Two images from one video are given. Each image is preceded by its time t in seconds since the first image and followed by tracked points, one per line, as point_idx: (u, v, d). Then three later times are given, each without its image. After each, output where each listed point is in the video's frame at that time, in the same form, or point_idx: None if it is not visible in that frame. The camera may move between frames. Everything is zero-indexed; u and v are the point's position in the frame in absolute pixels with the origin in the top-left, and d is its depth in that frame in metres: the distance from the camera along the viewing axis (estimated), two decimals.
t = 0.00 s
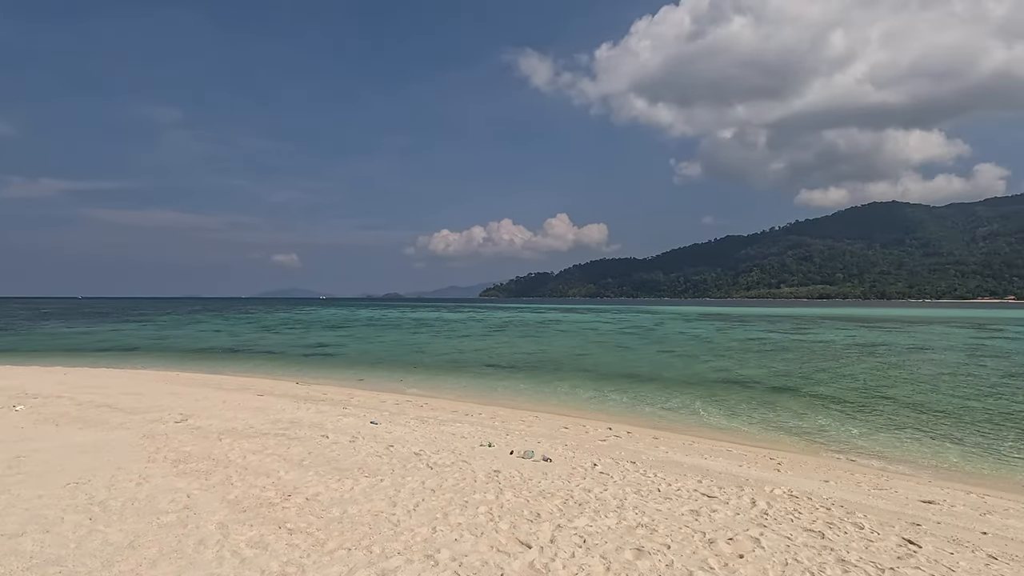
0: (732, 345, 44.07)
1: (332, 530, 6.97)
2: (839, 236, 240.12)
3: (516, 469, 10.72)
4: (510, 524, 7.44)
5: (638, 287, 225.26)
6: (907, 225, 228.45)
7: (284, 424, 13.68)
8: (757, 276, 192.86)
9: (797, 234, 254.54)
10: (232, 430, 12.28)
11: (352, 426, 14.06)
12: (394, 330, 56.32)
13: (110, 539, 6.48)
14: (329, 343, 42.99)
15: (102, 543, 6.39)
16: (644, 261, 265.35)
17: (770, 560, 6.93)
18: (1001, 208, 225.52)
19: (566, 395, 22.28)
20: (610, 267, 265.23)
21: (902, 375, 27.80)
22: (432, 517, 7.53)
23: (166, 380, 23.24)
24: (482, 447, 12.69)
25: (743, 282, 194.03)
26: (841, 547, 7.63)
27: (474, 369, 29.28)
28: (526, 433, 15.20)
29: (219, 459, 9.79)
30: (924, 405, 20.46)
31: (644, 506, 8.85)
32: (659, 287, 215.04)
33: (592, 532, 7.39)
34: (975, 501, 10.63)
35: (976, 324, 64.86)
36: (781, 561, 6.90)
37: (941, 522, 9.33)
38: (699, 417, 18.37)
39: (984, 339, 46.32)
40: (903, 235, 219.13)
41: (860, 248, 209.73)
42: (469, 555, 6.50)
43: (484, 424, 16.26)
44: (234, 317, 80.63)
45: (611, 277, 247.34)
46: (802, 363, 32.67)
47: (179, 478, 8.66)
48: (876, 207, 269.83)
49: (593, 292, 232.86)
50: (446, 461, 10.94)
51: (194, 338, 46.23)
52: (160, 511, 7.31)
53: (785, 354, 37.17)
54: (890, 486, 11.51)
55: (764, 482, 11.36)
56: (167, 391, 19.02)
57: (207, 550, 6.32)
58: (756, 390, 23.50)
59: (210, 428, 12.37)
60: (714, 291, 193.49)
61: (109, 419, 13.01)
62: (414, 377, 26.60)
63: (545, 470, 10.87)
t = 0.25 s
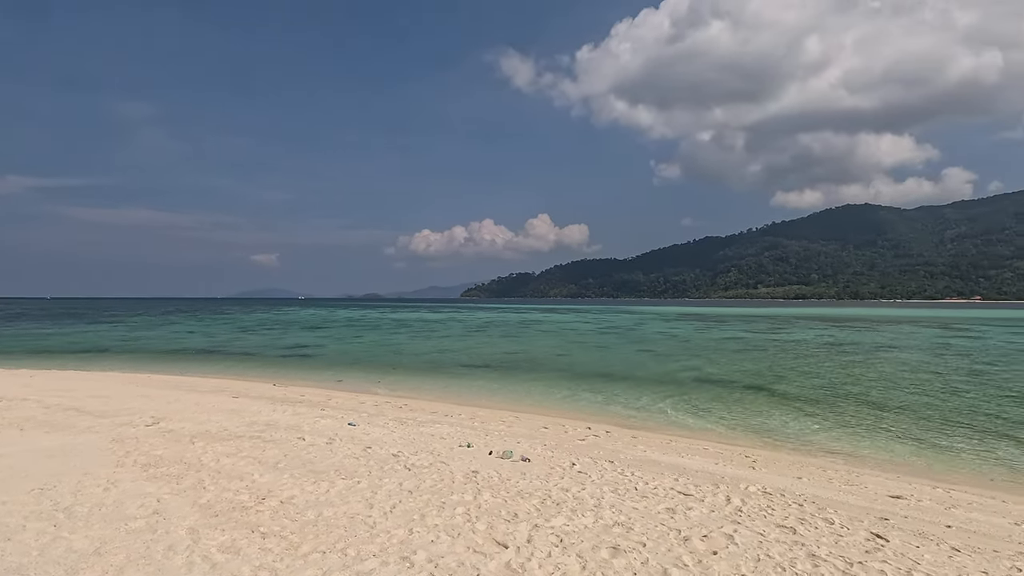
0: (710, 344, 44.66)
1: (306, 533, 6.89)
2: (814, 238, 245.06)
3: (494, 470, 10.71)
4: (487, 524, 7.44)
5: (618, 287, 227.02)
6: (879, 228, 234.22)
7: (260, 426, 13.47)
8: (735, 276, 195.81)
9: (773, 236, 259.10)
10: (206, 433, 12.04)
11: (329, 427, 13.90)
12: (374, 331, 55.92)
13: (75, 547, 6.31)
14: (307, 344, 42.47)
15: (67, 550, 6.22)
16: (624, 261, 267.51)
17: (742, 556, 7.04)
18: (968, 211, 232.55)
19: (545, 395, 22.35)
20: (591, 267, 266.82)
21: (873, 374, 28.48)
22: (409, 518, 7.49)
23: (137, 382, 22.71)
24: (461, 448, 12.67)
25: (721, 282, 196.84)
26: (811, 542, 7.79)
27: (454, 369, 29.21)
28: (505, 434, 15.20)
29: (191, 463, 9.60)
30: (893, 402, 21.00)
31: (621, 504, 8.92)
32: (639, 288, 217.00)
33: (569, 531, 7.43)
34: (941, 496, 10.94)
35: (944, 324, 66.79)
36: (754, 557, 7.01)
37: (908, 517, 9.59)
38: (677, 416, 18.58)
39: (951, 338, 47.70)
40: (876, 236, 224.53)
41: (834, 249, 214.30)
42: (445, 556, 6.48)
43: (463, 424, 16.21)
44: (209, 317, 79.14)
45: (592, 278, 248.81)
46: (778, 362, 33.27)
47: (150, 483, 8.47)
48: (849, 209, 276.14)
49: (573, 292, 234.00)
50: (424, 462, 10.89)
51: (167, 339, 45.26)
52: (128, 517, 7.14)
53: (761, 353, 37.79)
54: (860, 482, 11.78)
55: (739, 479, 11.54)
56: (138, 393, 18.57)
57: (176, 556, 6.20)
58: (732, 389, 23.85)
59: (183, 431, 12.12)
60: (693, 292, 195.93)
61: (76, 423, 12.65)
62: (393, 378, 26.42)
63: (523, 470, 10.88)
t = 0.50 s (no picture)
0: (688, 344, 45.22)
1: (280, 536, 6.81)
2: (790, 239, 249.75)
3: (472, 470, 10.69)
4: (464, 524, 7.43)
5: (599, 287, 228.51)
6: (852, 230, 239.72)
7: (235, 428, 13.26)
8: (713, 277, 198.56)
9: (750, 237, 263.34)
10: (178, 436, 11.81)
11: (306, 429, 13.74)
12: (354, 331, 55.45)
13: (38, 553, 6.14)
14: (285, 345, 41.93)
15: (30, 557, 6.06)
16: (605, 261, 269.36)
17: (716, 552, 7.16)
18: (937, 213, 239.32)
19: (525, 395, 22.40)
20: (572, 267, 268.13)
21: (845, 372, 29.12)
22: (385, 519, 7.45)
23: (109, 384, 22.17)
24: (440, 448, 12.63)
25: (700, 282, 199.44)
26: (783, 537, 7.95)
27: (434, 370, 29.12)
28: (484, 434, 15.20)
29: (162, 466, 9.41)
30: (863, 400, 21.53)
31: (597, 502, 8.99)
32: (620, 288, 218.73)
33: (545, 529, 7.47)
34: (908, 490, 11.27)
35: (914, 323, 68.64)
36: (726, 552, 7.14)
37: (876, 510, 9.85)
38: (655, 415, 18.78)
39: (920, 337, 49.11)
40: (849, 238, 229.68)
41: (809, 250, 218.66)
42: (420, 557, 6.46)
43: (442, 425, 16.16)
44: (183, 318, 77.56)
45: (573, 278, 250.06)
46: (754, 361, 33.84)
47: (118, 487, 8.28)
48: (824, 211, 282.04)
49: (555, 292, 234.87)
50: (402, 463, 10.83)
51: (140, 340, 44.23)
52: (95, 522, 6.97)
53: (738, 352, 38.37)
54: (831, 478, 12.07)
55: (714, 477, 11.72)
56: (108, 396, 18.14)
57: (144, 561, 6.07)
58: (709, 388, 24.20)
59: (154, 434, 11.86)
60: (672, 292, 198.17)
61: (42, 426, 12.29)
62: (372, 378, 26.22)
63: (501, 470, 10.89)
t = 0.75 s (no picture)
0: (666, 343, 45.76)
1: (252, 539, 6.71)
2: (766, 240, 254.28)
3: (450, 470, 10.67)
4: (440, 525, 7.41)
5: (579, 287, 229.80)
6: (825, 231, 244.98)
7: (208, 430, 13.01)
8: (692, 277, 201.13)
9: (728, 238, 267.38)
10: (148, 439, 11.54)
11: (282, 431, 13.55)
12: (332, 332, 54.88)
13: None
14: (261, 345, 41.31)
15: None
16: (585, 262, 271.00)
17: (689, 548, 7.27)
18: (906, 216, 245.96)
19: (505, 395, 22.44)
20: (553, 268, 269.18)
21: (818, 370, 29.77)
22: (360, 521, 7.39)
23: (77, 387, 21.57)
24: (418, 448, 12.58)
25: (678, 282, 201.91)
26: (754, 532, 8.10)
27: (414, 370, 28.98)
28: (463, 434, 15.17)
29: (131, 470, 9.18)
30: (836, 398, 22.03)
31: (574, 501, 9.05)
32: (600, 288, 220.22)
33: (521, 529, 7.49)
34: (876, 485, 11.58)
35: (884, 323, 70.43)
36: (699, 548, 7.25)
37: (845, 505, 10.09)
38: (633, 414, 18.94)
39: (890, 336, 50.51)
40: (823, 239, 234.75)
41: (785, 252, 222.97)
42: (396, 557, 6.44)
43: (420, 425, 16.08)
44: (155, 318, 75.75)
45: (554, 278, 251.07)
46: (730, 360, 34.39)
47: (84, 492, 8.06)
48: (798, 213, 287.83)
49: (535, 292, 235.47)
50: (379, 464, 10.75)
51: (110, 341, 43.12)
52: (59, 528, 6.79)
53: (714, 352, 38.92)
54: (803, 474, 12.33)
55: (689, 474, 11.90)
56: (76, 399, 17.65)
57: (110, 568, 5.92)
58: (686, 387, 24.52)
59: (123, 438, 11.58)
60: (651, 292, 200.20)
61: (5, 431, 11.90)
62: (350, 379, 25.97)
63: (479, 470, 10.89)
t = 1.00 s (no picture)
0: (644, 343, 46.23)
1: (221, 544, 6.59)
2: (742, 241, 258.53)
3: (426, 471, 10.63)
4: (414, 525, 7.38)
5: (559, 287, 230.74)
6: (800, 233, 250.07)
7: (178, 433, 12.74)
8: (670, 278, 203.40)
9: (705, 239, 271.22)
10: (115, 442, 11.25)
11: (255, 433, 13.32)
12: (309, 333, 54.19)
13: None
14: (236, 346, 40.58)
15: None
16: (565, 262, 272.17)
17: (662, 544, 7.37)
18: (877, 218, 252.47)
19: (484, 395, 22.44)
20: (533, 268, 269.82)
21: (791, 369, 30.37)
22: (333, 523, 7.32)
23: (41, 390, 20.91)
24: (395, 449, 12.50)
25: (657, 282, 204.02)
26: (726, 528, 8.24)
27: (392, 371, 28.77)
28: (441, 434, 15.14)
29: (96, 475, 8.94)
30: (808, 395, 22.49)
31: (550, 500, 9.09)
32: (580, 288, 221.37)
33: (496, 528, 7.51)
34: (845, 480, 11.88)
35: (855, 322, 72.23)
36: (672, 545, 7.35)
37: (814, 500, 10.32)
38: (611, 413, 19.09)
39: (860, 335, 51.82)
40: (797, 241, 239.63)
41: (761, 252, 226.92)
42: (368, 559, 6.38)
43: (398, 426, 15.98)
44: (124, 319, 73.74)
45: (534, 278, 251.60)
46: (706, 359, 34.92)
47: (46, 497, 7.83)
48: (773, 215, 293.40)
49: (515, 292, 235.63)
50: (354, 465, 10.66)
51: (77, 343, 41.89)
52: (18, 535, 6.57)
53: (690, 351, 39.47)
54: (775, 470, 12.58)
55: (664, 472, 12.04)
56: (40, 402, 17.11)
57: None
58: (663, 386, 24.82)
59: (89, 442, 11.27)
60: (630, 292, 201.96)
61: None
62: (327, 380, 25.67)
63: (455, 470, 10.86)
